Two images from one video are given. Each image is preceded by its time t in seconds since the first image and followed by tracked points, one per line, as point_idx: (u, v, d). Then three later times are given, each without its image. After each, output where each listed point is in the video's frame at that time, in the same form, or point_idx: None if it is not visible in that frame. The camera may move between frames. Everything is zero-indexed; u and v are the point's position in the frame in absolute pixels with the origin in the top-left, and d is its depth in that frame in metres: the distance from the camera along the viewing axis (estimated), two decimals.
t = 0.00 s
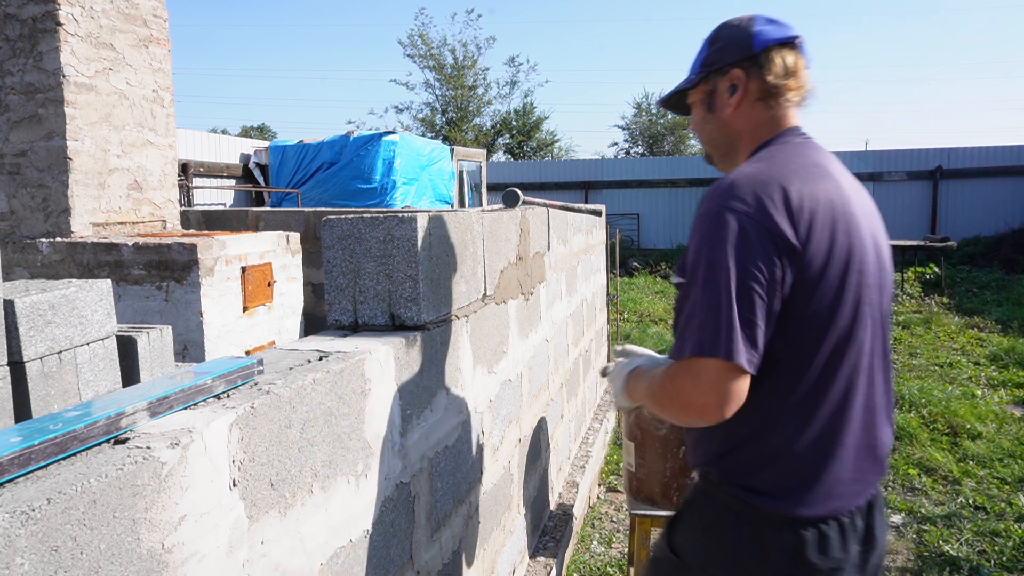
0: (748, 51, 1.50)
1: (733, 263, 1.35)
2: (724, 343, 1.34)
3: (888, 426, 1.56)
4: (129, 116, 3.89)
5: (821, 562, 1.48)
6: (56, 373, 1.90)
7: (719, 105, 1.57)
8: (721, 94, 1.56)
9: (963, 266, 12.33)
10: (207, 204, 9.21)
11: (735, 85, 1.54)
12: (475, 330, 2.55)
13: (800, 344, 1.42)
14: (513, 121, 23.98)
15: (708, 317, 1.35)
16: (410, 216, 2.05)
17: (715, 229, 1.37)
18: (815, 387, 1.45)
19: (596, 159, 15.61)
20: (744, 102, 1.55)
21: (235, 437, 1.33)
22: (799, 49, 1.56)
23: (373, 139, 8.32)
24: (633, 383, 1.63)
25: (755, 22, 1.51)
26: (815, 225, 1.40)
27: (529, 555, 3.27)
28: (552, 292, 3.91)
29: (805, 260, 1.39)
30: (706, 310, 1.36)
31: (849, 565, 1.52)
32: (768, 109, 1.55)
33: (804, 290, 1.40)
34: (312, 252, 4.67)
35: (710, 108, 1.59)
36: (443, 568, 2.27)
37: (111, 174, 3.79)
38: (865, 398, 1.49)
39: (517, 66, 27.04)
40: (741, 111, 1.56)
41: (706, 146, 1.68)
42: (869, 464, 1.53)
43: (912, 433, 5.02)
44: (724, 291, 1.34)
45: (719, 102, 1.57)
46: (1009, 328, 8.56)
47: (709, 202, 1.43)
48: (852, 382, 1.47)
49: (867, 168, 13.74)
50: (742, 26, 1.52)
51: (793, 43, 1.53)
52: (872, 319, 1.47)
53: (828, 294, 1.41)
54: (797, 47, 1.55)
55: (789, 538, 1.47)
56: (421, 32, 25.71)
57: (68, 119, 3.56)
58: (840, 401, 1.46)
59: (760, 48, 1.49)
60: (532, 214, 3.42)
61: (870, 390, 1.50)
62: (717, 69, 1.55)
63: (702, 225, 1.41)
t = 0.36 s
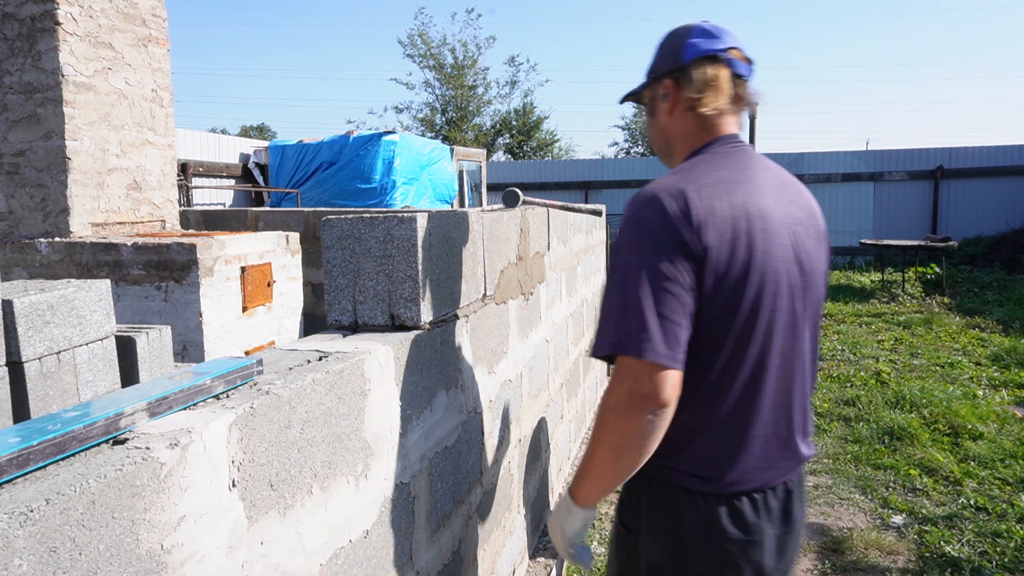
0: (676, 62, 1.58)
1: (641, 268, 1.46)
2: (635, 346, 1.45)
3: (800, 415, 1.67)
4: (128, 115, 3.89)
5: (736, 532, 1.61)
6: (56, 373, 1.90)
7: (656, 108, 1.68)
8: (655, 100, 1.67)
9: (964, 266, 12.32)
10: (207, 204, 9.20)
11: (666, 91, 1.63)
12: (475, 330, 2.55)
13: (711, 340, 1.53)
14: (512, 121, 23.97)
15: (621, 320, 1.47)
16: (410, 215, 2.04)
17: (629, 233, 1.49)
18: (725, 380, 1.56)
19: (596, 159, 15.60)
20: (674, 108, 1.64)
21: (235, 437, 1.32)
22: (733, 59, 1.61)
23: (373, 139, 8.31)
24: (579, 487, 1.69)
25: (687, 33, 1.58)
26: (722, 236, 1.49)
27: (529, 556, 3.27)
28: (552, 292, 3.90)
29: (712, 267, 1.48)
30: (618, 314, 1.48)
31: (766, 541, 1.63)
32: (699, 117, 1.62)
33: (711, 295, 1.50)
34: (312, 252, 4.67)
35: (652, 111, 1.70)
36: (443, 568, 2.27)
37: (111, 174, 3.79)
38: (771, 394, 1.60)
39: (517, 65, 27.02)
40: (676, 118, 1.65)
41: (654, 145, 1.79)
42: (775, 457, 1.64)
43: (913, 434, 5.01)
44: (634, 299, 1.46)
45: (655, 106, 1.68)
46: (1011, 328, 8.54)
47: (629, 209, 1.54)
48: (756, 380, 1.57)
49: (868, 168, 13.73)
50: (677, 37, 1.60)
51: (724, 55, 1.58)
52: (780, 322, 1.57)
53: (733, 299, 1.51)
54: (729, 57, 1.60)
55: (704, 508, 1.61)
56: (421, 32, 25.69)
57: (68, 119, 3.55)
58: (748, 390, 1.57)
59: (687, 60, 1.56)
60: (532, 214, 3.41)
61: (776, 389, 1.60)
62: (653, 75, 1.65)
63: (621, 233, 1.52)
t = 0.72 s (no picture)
0: (653, 71, 1.73)
1: (641, 272, 1.56)
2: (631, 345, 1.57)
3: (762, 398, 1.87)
4: (128, 115, 3.88)
5: (712, 501, 1.79)
6: (55, 374, 1.90)
7: (634, 117, 1.82)
8: (634, 109, 1.80)
9: (964, 266, 12.32)
10: (207, 204, 9.20)
11: (646, 101, 1.78)
12: (475, 331, 2.55)
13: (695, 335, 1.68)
14: (512, 121, 23.97)
15: (618, 322, 1.58)
16: (410, 215, 2.03)
17: (626, 241, 1.58)
18: (706, 370, 1.72)
19: (596, 159, 15.60)
20: (654, 115, 1.79)
21: (235, 437, 1.32)
22: (700, 65, 1.80)
23: (373, 138, 8.31)
24: (577, 479, 1.75)
25: (659, 44, 1.74)
26: (712, 237, 1.61)
27: (529, 556, 3.27)
28: (552, 293, 3.90)
29: (698, 271, 1.61)
30: (614, 314, 1.58)
31: (734, 508, 1.84)
32: (678, 120, 1.79)
33: (699, 294, 1.63)
34: (312, 253, 4.66)
35: (625, 120, 1.84)
36: (443, 568, 2.27)
37: (110, 174, 3.79)
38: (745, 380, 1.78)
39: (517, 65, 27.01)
40: (654, 123, 1.81)
41: (625, 154, 1.93)
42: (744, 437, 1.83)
43: (913, 434, 5.01)
44: (630, 301, 1.57)
45: (633, 115, 1.81)
46: (1011, 328, 8.54)
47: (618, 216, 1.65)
48: (733, 366, 1.74)
49: (868, 168, 13.71)
50: (649, 47, 1.74)
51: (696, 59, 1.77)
52: (754, 315, 1.74)
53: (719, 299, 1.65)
54: (698, 64, 1.79)
55: (687, 480, 1.77)
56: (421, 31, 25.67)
57: (67, 119, 3.55)
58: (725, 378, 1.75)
59: (664, 67, 1.72)
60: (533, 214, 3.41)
61: (748, 372, 1.79)
62: (630, 87, 1.78)
63: (614, 238, 1.62)
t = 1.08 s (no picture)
0: (673, 85, 2.02)
1: (693, 251, 1.79)
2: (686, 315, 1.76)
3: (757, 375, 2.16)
4: (128, 115, 3.88)
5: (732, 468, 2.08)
6: (55, 374, 1.90)
7: (650, 125, 2.08)
8: (652, 118, 2.07)
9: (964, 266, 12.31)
10: (206, 204, 9.20)
11: (664, 111, 2.06)
12: (475, 331, 2.54)
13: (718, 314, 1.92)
14: (512, 121, 23.96)
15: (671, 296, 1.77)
16: (410, 215, 2.03)
17: (679, 227, 1.81)
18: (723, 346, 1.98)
19: (596, 159, 15.59)
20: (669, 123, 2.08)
21: (234, 437, 1.32)
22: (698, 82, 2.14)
23: (373, 138, 8.30)
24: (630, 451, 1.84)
25: (673, 63, 2.03)
26: (736, 224, 1.91)
27: (529, 556, 3.27)
28: (552, 293, 3.90)
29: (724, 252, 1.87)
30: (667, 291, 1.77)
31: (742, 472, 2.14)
32: (687, 126, 2.11)
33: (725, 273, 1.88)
34: (312, 253, 4.66)
35: (642, 127, 2.10)
36: (443, 568, 2.26)
37: (111, 174, 3.79)
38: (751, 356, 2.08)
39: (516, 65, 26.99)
40: (667, 129, 2.10)
41: (631, 157, 2.18)
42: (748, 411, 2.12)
43: (913, 434, 5.00)
44: (680, 277, 1.77)
45: (650, 123, 2.08)
46: (1011, 328, 8.53)
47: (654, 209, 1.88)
48: (742, 341, 2.01)
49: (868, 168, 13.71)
50: (666, 65, 2.03)
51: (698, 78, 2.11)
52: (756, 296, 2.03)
53: (735, 280, 1.95)
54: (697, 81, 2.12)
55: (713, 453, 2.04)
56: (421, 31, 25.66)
57: (67, 119, 3.55)
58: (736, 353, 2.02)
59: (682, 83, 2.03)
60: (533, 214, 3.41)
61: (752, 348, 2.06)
62: (649, 98, 2.05)
63: (656, 227, 1.83)
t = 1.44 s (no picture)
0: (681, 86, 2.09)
1: (732, 236, 1.86)
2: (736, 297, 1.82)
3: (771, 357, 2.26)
4: (129, 115, 3.89)
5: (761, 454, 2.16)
6: (55, 374, 1.90)
7: (661, 126, 2.12)
8: (663, 119, 2.11)
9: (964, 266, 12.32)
10: (206, 204, 9.20)
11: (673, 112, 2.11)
12: (475, 331, 2.55)
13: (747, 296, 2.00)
14: (512, 121, 23.96)
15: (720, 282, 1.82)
16: (410, 215, 2.04)
17: (714, 216, 1.88)
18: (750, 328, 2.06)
19: (596, 159, 15.59)
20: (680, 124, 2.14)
21: (235, 437, 1.32)
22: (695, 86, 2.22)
23: (373, 139, 8.31)
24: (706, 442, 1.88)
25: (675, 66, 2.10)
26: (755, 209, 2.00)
27: (529, 556, 3.28)
28: (552, 293, 3.90)
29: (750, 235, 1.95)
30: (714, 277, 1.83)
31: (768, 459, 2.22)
32: (692, 126, 2.18)
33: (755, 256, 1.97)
34: (312, 253, 4.67)
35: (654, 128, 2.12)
36: (443, 568, 2.27)
37: (111, 174, 3.79)
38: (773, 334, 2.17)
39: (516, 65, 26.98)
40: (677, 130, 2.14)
41: (641, 160, 2.19)
42: (768, 392, 2.21)
43: (913, 434, 5.01)
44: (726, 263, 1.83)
45: (661, 124, 2.12)
46: (1011, 328, 8.54)
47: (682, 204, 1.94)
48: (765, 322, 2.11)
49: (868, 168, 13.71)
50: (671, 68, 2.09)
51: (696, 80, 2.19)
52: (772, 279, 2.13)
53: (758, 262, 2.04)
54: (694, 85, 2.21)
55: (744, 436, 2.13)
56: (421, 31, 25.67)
57: (68, 119, 3.55)
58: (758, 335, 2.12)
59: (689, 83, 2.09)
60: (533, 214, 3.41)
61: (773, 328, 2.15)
62: (660, 100, 2.08)
63: (690, 220, 1.90)
